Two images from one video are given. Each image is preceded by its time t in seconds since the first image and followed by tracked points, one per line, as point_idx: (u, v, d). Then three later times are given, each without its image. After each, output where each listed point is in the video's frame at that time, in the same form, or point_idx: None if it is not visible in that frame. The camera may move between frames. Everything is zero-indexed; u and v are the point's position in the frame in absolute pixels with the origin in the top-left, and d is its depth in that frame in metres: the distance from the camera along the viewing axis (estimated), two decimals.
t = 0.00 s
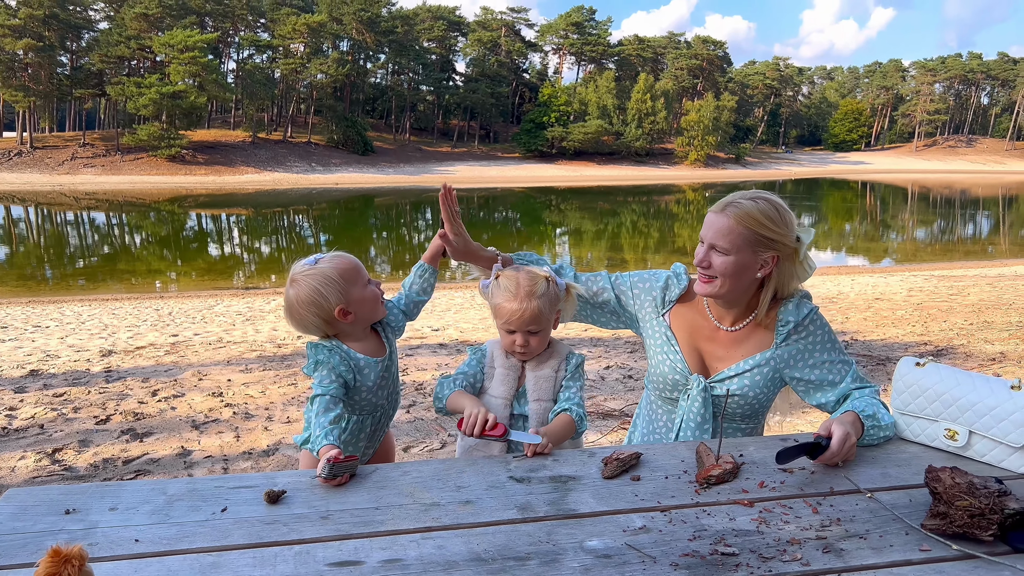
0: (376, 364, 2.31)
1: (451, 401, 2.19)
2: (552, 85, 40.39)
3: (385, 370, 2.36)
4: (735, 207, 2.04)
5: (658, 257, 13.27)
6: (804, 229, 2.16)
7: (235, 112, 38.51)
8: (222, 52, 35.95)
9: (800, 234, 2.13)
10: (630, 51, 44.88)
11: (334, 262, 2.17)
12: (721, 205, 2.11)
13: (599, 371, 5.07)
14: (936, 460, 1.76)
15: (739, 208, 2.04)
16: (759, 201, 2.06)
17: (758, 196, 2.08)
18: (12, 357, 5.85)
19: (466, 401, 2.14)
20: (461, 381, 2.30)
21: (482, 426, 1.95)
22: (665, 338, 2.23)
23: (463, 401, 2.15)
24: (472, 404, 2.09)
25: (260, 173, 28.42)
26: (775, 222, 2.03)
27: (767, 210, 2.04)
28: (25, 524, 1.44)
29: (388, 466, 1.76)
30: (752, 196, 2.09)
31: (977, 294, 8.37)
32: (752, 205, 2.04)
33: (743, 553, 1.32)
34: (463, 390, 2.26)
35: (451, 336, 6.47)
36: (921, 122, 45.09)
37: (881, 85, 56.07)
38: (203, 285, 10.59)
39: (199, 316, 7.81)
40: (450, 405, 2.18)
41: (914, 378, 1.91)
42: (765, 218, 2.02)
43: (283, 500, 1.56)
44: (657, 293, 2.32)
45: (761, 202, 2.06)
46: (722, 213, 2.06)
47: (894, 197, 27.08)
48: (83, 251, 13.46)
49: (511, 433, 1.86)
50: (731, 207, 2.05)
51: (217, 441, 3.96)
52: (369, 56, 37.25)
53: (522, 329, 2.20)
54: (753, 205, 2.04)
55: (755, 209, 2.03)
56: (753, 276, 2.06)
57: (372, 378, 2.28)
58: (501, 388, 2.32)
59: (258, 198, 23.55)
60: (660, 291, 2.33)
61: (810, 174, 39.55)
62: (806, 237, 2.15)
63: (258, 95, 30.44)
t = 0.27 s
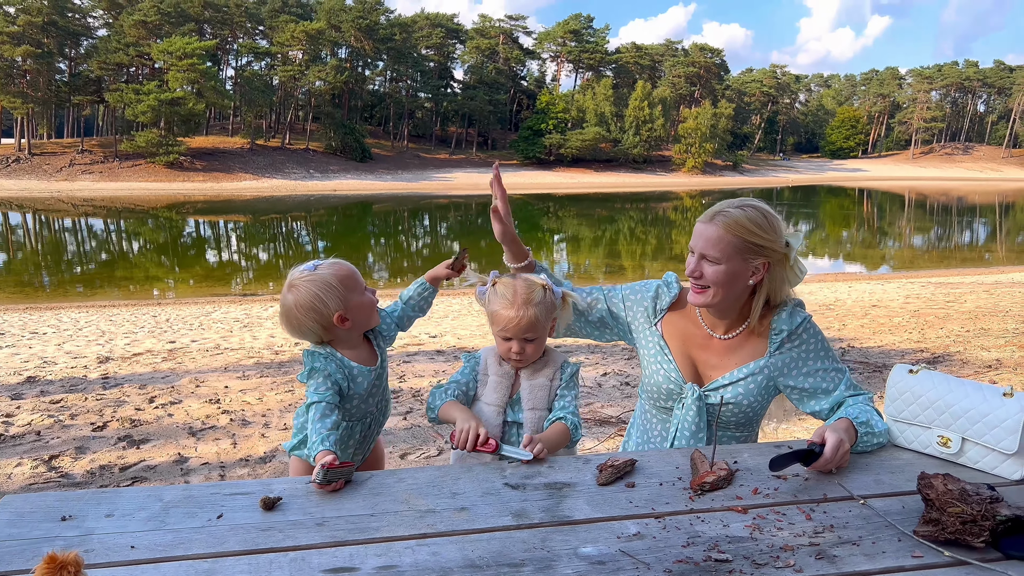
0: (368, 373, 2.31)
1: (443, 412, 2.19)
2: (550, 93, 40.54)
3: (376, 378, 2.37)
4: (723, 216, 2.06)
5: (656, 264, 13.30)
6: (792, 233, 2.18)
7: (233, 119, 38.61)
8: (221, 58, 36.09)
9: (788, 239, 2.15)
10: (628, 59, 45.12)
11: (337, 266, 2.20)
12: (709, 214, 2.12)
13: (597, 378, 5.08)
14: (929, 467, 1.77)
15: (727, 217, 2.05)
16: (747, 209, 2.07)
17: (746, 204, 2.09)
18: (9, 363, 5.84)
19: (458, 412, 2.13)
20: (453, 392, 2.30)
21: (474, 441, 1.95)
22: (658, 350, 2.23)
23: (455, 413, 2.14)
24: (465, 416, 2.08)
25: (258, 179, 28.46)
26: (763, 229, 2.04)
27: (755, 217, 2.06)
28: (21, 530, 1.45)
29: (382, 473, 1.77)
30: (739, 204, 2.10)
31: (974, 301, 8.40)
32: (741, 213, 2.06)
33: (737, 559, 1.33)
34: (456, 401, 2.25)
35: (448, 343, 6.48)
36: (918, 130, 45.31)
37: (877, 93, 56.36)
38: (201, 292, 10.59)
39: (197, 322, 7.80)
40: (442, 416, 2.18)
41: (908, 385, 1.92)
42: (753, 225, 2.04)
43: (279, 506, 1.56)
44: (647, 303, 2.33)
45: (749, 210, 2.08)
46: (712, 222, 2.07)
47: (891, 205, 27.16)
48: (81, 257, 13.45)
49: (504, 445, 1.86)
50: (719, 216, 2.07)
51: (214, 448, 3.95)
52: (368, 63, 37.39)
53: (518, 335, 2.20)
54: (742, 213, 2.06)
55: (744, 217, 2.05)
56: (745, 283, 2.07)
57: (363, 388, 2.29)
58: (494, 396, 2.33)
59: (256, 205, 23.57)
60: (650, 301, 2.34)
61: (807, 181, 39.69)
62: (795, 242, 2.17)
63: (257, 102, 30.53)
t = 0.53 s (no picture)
0: (364, 381, 2.31)
1: (446, 421, 2.19)
2: (550, 99, 40.66)
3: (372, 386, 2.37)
4: (717, 226, 2.07)
5: (656, 270, 13.31)
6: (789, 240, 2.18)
7: (233, 125, 38.69)
8: (222, 64, 36.21)
9: (786, 246, 2.15)
10: (628, 65, 45.27)
11: (332, 271, 2.19)
12: (705, 224, 2.13)
13: (597, 384, 5.07)
14: (928, 474, 1.77)
15: (722, 226, 2.06)
16: (742, 217, 2.08)
17: (740, 213, 2.10)
18: (8, 369, 5.84)
19: (461, 422, 2.13)
20: (454, 401, 2.30)
21: (475, 451, 1.91)
22: (659, 358, 2.23)
23: (458, 422, 2.15)
24: (467, 426, 2.07)
25: (258, 185, 28.50)
26: (758, 238, 2.05)
27: (750, 226, 2.06)
28: (20, 536, 1.45)
29: (381, 479, 1.77)
30: (734, 213, 2.11)
31: (973, 307, 8.40)
32: (735, 222, 2.06)
33: (735, 565, 1.33)
34: (457, 409, 2.26)
35: (448, 349, 6.48)
36: (917, 137, 45.41)
37: (877, 100, 56.51)
38: (201, 297, 10.61)
39: (197, 328, 7.80)
40: (444, 425, 2.18)
41: (905, 392, 1.93)
42: (749, 234, 2.04)
43: (278, 512, 1.56)
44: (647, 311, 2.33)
45: (744, 219, 2.08)
46: (707, 232, 2.08)
47: (890, 211, 27.18)
48: (81, 263, 13.45)
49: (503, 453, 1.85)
50: (713, 226, 2.08)
51: (214, 453, 3.95)
52: (368, 69, 37.49)
53: (518, 338, 2.20)
54: (736, 222, 2.07)
55: (739, 227, 2.05)
56: (741, 292, 2.08)
57: (359, 396, 2.29)
58: (494, 402, 2.33)
59: (256, 211, 23.59)
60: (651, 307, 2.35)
61: (807, 188, 39.76)
62: (792, 248, 2.17)
63: (257, 108, 30.60)
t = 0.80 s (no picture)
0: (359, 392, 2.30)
1: (452, 429, 2.19)
2: (551, 104, 40.73)
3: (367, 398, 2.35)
4: (719, 232, 2.06)
5: (657, 275, 13.31)
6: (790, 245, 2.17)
7: (235, 129, 38.80)
8: (224, 69, 36.33)
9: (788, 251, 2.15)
10: (629, 70, 45.35)
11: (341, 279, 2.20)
12: (706, 230, 2.12)
13: (598, 389, 5.07)
14: (930, 480, 1.77)
15: (724, 233, 2.05)
16: (744, 223, 2.07)
17: (741, 219, 2.10)
18: (10, 372, 5.85)
19: (468, 428, 2.13)
20: (459, 408, 2.30)
21: (482, 456, 1.91)
22: (664, 367, 2.22)
23: (464, 429, 2.15)
24: (474, 433, 2.07)
25: (260, 189, 28.55)
26: (760, 244, 2.04)
27: (751, 233, 2.06)
28: (23, 540, 1.45)
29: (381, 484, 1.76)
30: (737, 219, 2.10)
31: (976, 313, 8.38)
32: (737, 228, 2.06)
33: (738, 571, 1.33)
34: (462, 417, 2.26)
35: (449, 353, 6.48)
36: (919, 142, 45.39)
37: (878, 105, 56.55)
38: (202, 300, 10.63)
39: (198, 332, 7.81)
40: (451, 433, 2.18)
41: (907, 398, 1.93)
42: (750, 240, 2.04)
43: (280, 517, 1.57)
44: (648, 321, 2.31)
45: (746, 225, 2.08)
46: (708, 238, 2.07)
47: (892, 216, 27.15)
48: (82, 266, 13.49)
49: (509, 460, 1.85)
50: (716, 232, 2.07)
51: (215, 457, 3.95)
52: (370, 74, 37.60)
53: (522, 344, 2.20)
54: (738, 229, 2.06)
55: (740, 233, 2.05)
56: (744, 299, 2.07)
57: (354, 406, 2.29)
58: (498, 407, 2.33)
59: (257, 214, 23.62)
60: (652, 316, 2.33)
61: (808, 192, 39.77)
62: (793, 253, 2.17)
63: (259, 112, 30.68)
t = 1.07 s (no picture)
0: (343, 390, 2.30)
1: (456, 428, 2.20)
2: (554, 104, 40.74)
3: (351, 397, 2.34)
4: (717, 233, 2.06)
5: (659, 275, 13.31)
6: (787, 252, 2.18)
7: (238, 129, 38.88)
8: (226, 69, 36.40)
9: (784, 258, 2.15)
10: (632, 71, 45.34)
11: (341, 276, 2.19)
12: (704, 232, 2.12)
13: (599, 390, 5.07)
14: (931, 479, 1.77)
15: (721, 234, 2.05)
16: (743, 227, 2.08)
17: (741, 222, 2.09)
18: (13, 371, 5.87)
19: (473, 427, 2.14)
20: (463, 407, 2.31)
21: (486, 453, 1.91)
22: (664, 379, 2.21)
23: (469, 427, 2.15)
24: (478, 431, 2.08)
25: (263, 189, 28.58)
26: (758, 248, 2.04)
27: (749, 235, 2.06)
28: (26, 537, 1.45)
29: (382, 482, 1.77)
30: (735, 221, 2.10)
31: (978, 314, 8.37)
32: (735, 231, 2.06)
33: (739, 570, 1.33)
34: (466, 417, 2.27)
35: (451, 353, 6.49)
36: (922, 143, 45.30)
37: (881, 106, 56.50)
38: (204, 300, 10.66)
39: (200, 332, 7.82)
40: (456, 432, 2.19)
41: (910, 397, 1.92)
42: (748, 243, 2.04)
43: (282, 515, 1.57)
44: (645, 333, 2.28)
45: (744, 229, 2.08)
46: (705, 240, 2.07)
47: (894, 218, 27.10)
48: (85, 266, 13.52)
49: (512, 458, 1.85)
50: (713, 234, 2.06)
51: (217, 457, 3.96)
52: (372, 74, 37.61)
53: (525, 345, 2.20)
54: (736, 231, 2.06)
55: (739, 235, 2.04)
56: (740, 302, 2.06)
57: (337, 402, 2.29)
58: (501, 408, 2.33)
59: (260, 214, 23.65)
60: (648, 327, 2.29)
61: (811, 194, 39.73)
62: (790, 260, 2.18)
63: (262, 112, 30.71)
